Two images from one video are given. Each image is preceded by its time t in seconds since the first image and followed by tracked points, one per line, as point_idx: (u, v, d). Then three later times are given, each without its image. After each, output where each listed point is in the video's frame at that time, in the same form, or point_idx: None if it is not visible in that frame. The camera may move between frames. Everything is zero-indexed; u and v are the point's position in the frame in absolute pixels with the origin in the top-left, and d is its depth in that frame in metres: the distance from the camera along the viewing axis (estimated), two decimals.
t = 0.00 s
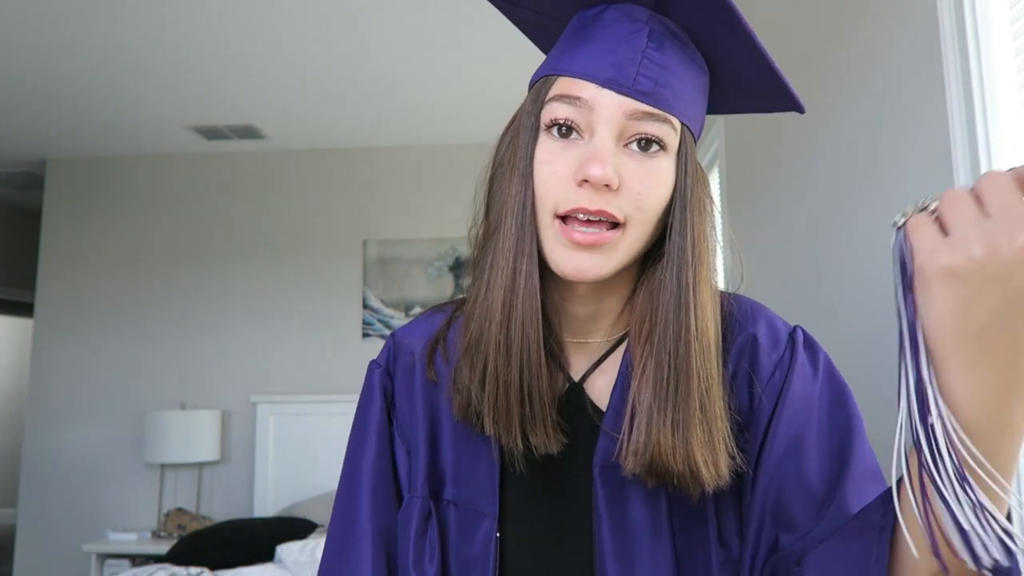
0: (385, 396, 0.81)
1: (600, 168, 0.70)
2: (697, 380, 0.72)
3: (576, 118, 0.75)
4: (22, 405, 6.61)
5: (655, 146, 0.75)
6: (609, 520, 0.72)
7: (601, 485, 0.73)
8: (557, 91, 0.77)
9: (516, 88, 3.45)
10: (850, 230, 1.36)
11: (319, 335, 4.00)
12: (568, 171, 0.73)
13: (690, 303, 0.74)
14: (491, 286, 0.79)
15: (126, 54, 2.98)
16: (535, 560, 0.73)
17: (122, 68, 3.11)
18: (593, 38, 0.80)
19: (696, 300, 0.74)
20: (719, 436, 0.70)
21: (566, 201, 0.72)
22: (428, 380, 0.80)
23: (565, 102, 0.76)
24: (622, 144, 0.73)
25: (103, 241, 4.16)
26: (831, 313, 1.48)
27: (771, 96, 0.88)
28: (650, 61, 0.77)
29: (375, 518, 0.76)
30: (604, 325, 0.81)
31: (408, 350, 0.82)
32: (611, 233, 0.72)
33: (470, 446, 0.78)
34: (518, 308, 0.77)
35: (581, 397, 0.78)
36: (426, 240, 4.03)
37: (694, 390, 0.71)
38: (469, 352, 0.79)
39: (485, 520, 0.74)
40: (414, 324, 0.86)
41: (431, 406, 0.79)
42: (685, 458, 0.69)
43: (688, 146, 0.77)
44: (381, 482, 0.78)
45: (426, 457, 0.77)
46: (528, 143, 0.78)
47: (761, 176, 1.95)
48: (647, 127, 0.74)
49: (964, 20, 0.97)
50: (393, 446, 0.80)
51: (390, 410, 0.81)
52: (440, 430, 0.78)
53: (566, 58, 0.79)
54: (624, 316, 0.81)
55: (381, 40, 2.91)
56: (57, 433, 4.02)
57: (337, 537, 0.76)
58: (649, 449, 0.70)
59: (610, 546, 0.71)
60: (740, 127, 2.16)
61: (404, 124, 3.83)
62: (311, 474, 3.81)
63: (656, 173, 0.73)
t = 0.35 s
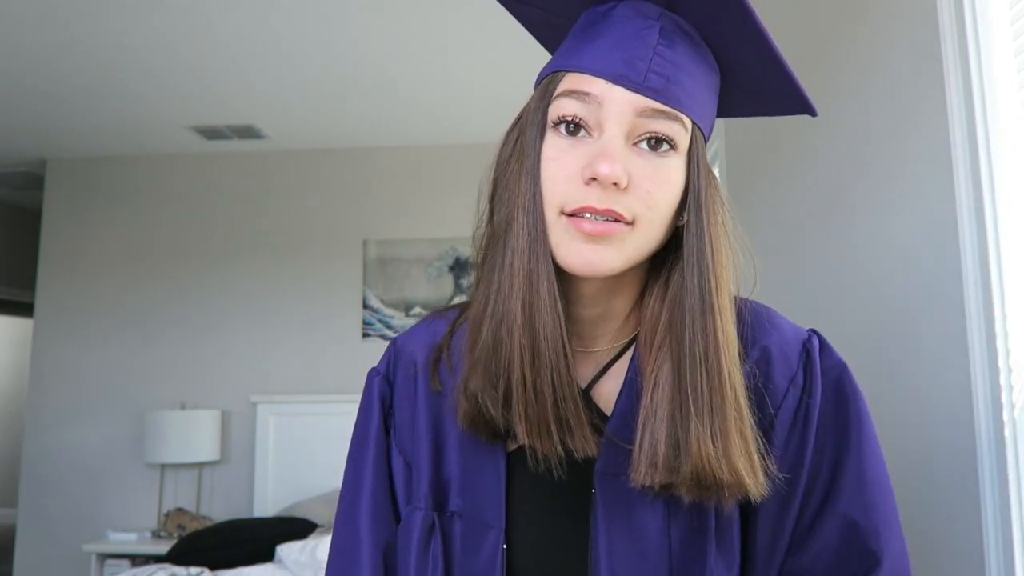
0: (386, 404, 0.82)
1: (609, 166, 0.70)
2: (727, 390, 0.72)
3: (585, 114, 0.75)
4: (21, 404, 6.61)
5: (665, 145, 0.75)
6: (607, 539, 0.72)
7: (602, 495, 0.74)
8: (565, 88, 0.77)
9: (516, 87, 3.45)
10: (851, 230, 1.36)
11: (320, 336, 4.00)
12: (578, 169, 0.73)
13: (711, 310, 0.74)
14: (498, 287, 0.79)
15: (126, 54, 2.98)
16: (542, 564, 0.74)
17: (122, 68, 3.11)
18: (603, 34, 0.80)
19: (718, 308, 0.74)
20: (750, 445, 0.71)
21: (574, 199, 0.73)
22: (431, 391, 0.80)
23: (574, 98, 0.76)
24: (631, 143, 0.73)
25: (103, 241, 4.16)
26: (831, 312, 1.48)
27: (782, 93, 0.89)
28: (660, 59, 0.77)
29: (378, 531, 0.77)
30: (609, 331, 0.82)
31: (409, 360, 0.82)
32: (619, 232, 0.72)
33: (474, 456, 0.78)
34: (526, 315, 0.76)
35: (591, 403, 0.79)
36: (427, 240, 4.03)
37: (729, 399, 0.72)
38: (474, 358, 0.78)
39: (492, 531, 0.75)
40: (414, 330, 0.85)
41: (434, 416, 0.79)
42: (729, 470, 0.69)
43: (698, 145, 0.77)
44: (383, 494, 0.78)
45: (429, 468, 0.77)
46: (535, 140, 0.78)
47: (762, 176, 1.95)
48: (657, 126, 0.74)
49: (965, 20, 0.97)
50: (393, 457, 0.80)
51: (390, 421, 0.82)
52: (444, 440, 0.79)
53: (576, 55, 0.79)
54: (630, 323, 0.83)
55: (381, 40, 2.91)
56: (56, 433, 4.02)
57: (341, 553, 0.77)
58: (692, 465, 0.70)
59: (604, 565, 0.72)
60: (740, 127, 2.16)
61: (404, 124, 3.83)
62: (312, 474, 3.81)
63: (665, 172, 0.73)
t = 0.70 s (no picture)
0: (384, 413, 0.81)
1: (603, 167, 0.70)
2: (712, 394, 0.72)
3: (579, 114, 0.75)
4: (21, 405, 6.60)
5: (660, 144, 0.75)
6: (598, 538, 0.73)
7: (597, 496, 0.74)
8: (560, 87, 0.77)
9: (516, 87, 3.44)
10: (851, 232, 1.36)
11: (319, 336, 4.00)
12: (571, 170, 0.72)
13: (701, 313, 0.74)
14: (492, 291, 0.78)
15: (126, 54, 2.98)
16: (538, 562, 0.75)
17: (122, 68, 3.11)
18: (597, 33, 0.80)
19: (707, 312, 0.74)
20: (735, 448, 0.72)
21: (567, 200, 0.72)
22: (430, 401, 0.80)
23: (569, 98, 0.76)
24: (626, 143, 0.73)
25: (103, 241, 4.16)
26: (831, 313, 1.48)
27: (777, 85, 0.89)
28: (655, 57, 0.77)
29: (381, 540, 0.76)
30: (607, 335, 0.82)
31: (407, 367, 0.82)
32: (615, 233, 0.72)
33: (473, 462, 0.78)
34: (523, 319, 0.76)
35: (586, 408, 0.79)
36: (427, 240, 4.03)
37: (714, 401, 0.72)
38: (471, 364, 0.78)
39: (495, 537, 0.76)
40: (410, 338, 0.85)
41: (432, 424, 0.79)
42: (704, 471, 0.70)
43: (694, 144, 0.77)
44: (384, 503, 0.78)
45: (430, 477, 0.77)
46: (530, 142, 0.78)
47: (761, 176, 1.95)
48: (652, 125, 0.74)
49: (964, 19, 0.97)
50: (391, 467, 0.80)
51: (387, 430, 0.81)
52: (443, 448, 0.79)
53: (570, 54, 0.79)
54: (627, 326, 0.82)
55: (381, 40, 2.91)
56: (56, 433, 4.01)
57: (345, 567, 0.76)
58: (670, 467, 0.71)
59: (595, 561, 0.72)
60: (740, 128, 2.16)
61: (404, 124, 3.83)
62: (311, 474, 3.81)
63: (660, 172, 0.73)
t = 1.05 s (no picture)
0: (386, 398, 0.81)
1: (586, 147, 0.71)
2: (705, 346, 0.73)
3: (557, 105, 0.75)
4: (21, 404, 6.60)
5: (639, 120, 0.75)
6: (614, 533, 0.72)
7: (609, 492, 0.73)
8: (535, 84, 0.78)
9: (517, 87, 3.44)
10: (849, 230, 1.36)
11: (319, 336, 4.00)
12: (556, 155, 0.73)
13: (689, 274, 0.76)
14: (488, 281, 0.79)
15: (126, 54, 2.98)
16: (549, 555, 0.74)
17: (122, 68, 3.11)
18: (562, 31, 0.81)
19: (695, 270, 0.76)
20: (731, 397, 0.72)
21: (556, 183, 0.73)
22: (432, 383, 0.80)
23: (546, 93, 0.76)
24: (606, 123, 0.74)
25: (103, 241, 4.16)
26: (831, 313, 1.48)
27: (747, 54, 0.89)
28: (620, 42, 0.78)
29: (386, 518, 0.77)
30: (605, 315, 0.81)
31: (409, 353, 0.81)
32: (609, 204, 0.73)
33: (473, 444, 0.78)
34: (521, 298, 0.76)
35: (588, 384, 0.78)
36: (427, 240, 4.03)
37: (706, 352, 0.73)
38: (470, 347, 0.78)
39: (496, 518, 0.76)
40: (413, 326, 0.84)
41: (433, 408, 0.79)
42: (700, 417, 0.70)
43: (671, 115, 0.78)
44: (389, 486, 0.78)
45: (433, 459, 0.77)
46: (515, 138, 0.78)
47: (761, 176, 1.95)
48: (628, 103, 0.75)
49: (965, 18, 0.96)
50: (394, 453, 0.79)
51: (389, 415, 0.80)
52: (445, 430, 0.79)
53: (541, 54, 0.80)
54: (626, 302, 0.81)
55: (381, 40, 2.91)
56: (56, 433, 4.02)
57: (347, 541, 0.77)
58: (668, 419, 0.71)
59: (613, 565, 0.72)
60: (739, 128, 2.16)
61: (404, 124, 3.83)
62: (311, 474, 3.81)
63: (644, 146, 0.74)
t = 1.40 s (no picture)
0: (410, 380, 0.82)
1: (576, 152, 0.74)
2: (674, 321, 0.76)
3: (548, 122, 0.79)
4: (21, 404, 6.60)
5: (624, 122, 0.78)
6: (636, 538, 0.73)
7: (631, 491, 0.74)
8: (527, 103, 0.81)
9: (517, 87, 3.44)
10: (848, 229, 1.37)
11: (319, 336, 4.00)
12: (550, 163, 0.76)
13: (666, 252, 0.78)
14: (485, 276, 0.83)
15: (126, 53, 2.98)
16: (573, 519, 0.76)
17: (122, 68, 3.11)
18: (544, 50, 0.84)
19: (675, 249, 0.78)
20: (705, 367, 0.75)
21: (554, 191, 0.76)
22: (457, 369, 0.82)
23: (538, 111, 0.80)
24: (593, 130, 0.77)
25: (103, 241, 4.16)
26: (831, 313, 1.48)
27: (730, 39, 0.90)
28: (598, 54, 0.81)
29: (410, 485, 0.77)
30: (619, 300, 0.83)
31: (432, 342, 0.83)
32: (604, 203, 0.75)
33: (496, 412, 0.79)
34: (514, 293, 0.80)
35: (608, 363, 0.80)
36: (427, 240, 4.03)
37: (677, 328, 0.76)
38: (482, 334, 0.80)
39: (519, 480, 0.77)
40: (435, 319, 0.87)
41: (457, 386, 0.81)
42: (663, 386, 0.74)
43: (655, 110, 0.80)
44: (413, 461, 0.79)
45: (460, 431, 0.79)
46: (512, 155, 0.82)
47: (761, 176, 1.95)
48: (611, 108, 0.78)
49: (965, 19, 0.96)
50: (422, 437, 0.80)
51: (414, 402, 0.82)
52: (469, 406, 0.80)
53: (529, 75, 0.83)
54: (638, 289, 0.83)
55: (381, 40, 2.91)
56: (56, 433, 4.01)
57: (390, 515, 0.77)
58: (630, 388, 0.75)
59: (633, 567, 0.72)
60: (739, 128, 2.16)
61: (404, 124, 3.83)
62: (311, 474, 3.81)
63: (630, 146, 0.77)
